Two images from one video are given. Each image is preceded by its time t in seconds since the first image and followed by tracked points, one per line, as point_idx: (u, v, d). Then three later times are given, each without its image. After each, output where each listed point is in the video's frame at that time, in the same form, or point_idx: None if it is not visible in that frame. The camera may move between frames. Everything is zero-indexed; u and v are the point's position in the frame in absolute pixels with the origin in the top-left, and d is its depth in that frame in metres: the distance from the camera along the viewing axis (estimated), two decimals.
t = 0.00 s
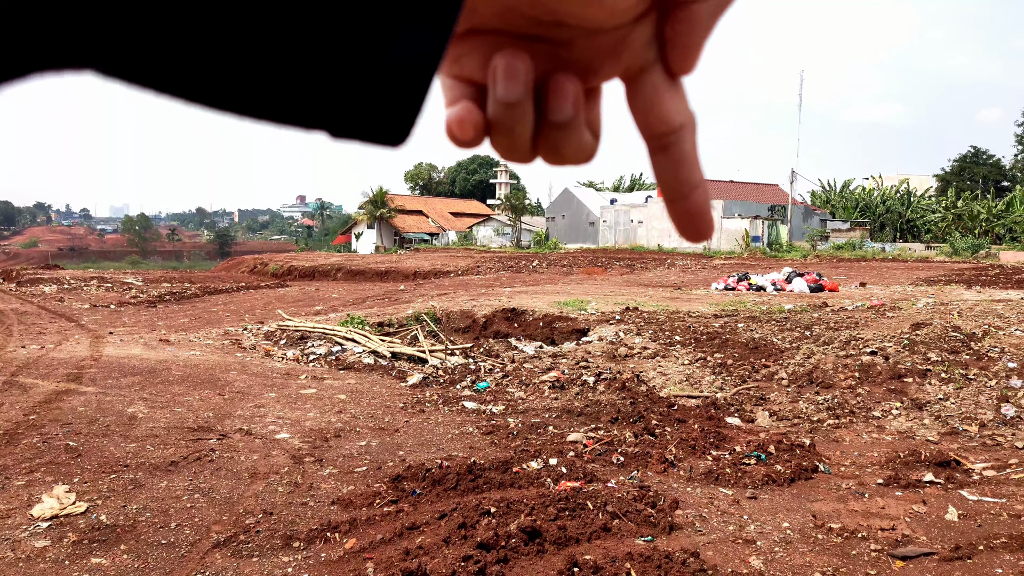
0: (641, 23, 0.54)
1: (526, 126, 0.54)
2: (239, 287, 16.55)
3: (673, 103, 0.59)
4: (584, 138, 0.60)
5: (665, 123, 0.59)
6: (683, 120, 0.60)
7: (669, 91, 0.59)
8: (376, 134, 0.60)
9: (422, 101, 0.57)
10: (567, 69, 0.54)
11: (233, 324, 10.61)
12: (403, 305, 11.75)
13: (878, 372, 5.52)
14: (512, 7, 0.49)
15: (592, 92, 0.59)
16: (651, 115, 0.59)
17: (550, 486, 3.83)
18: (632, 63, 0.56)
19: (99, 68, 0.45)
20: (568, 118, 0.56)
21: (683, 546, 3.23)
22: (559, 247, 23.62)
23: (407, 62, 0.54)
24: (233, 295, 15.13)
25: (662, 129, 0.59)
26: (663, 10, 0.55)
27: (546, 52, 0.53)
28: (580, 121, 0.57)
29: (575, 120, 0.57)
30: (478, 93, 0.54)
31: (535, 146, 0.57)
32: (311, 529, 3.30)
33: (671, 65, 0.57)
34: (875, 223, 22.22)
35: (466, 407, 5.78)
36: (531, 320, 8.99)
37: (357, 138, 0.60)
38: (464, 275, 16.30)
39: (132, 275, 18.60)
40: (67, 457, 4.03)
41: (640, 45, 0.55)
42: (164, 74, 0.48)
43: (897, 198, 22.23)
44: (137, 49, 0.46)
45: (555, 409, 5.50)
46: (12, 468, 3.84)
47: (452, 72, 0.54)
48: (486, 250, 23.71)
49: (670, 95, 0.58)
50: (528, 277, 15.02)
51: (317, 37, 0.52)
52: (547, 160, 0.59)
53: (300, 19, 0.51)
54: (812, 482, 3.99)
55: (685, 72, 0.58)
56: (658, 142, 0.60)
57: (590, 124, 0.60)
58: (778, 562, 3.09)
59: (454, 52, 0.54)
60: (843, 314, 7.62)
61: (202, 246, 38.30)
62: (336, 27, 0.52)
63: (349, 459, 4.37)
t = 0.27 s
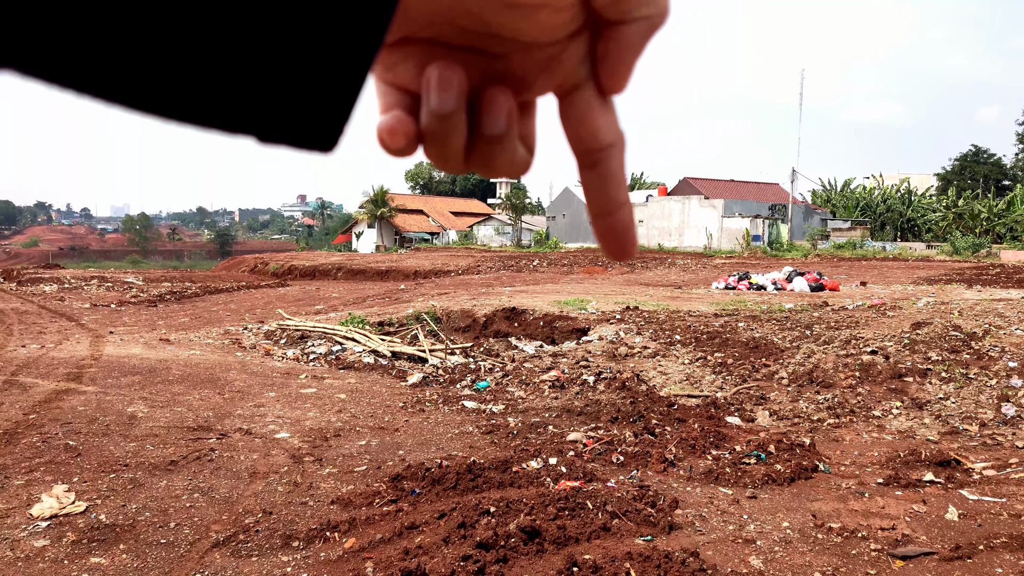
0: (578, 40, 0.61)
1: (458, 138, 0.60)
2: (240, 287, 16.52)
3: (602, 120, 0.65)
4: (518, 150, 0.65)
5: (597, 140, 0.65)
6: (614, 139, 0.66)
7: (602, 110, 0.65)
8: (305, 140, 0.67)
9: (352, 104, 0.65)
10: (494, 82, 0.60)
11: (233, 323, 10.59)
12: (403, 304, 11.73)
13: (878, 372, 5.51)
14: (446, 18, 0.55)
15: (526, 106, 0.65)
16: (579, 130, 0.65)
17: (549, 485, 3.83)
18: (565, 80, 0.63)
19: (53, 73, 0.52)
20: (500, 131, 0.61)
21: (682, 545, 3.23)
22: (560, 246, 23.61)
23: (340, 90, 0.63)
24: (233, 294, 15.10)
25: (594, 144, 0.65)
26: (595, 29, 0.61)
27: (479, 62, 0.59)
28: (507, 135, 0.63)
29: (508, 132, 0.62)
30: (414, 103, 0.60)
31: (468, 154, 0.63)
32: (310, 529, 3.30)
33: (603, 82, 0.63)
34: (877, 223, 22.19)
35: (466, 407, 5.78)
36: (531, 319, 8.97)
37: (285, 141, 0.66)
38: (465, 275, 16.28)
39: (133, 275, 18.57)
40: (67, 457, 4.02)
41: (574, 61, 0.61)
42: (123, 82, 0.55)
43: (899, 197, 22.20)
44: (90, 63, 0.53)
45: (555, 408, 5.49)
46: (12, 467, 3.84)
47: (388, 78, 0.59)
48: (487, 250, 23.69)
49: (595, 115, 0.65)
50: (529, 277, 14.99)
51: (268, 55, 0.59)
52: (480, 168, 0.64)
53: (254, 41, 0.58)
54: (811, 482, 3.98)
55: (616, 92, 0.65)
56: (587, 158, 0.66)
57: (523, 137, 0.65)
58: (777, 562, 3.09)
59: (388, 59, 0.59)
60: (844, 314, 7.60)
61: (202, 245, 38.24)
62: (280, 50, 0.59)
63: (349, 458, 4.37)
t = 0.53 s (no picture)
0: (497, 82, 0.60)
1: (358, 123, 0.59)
2: (232, 287, 16.43)
3: (497, 154, 0.66)
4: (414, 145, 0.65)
5: (479, 167, 0.66)
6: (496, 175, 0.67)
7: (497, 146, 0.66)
8: (277, 154, 0.59)
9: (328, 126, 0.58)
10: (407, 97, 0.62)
11: (224, 323, 10.52)
12: (395, 304, 11.70)
13: (868, 371, 5.54)
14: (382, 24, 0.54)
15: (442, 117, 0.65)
16: (477, 158, 0.65)
17: (541, 485, 3.82)
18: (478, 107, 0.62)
19: (24, 82, 0.48)
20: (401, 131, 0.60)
21: (674, 545, 3.23)
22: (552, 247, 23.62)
23: (326, 101, 0.56)
24: (225, 294, 15.01)
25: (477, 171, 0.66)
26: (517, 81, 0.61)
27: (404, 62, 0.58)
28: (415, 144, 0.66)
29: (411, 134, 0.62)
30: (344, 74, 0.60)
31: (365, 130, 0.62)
32: (301, 530, 3.27)
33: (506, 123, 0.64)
34: (867, 223, 22.36)
35: (458, 407, 5.76)
36: (524, 319, 8.97)
37: (254, 156, 0.59)
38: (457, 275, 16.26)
39: (123, 275, 18.42)
40: (56, 458, 3.98)
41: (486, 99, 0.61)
42: (106, 88, 0.51)
43: (889, 198, 22.38)
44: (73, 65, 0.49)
45: (547, 408, 5.48)
46: None
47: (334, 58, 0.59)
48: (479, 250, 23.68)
49: (498, 147, 0.66)
50: (521, 277, 15.00)
51: (264, 60, 0.54)
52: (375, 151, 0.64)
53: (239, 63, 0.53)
54: (803, 481, 4.00)
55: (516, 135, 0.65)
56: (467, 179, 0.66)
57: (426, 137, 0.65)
58: (769, 561, 3.10)
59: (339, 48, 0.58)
60: (835, 314, 7.65)
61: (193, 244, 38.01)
62: (274, 52, 0.54)
63: (341, 459, 4.34)
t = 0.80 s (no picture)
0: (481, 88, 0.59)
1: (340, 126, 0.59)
2: (237, 287, 16.50)
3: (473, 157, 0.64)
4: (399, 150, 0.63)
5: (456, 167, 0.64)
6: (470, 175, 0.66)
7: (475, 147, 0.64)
8: (276, 147, 0.56)
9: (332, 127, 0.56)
10: (390, 92, 0.59)
11: (229, 323, 10.56)
12: (399, 304, 11.72)
13: (874, 372, 5.53)
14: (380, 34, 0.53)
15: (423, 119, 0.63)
16: (452, 156, 0.63)
17: (545, 486, 3.82)
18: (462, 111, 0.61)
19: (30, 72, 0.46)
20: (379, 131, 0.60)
21: (678, 546, 3.22)
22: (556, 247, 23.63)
23: (321, 102, 0.55)
24: (229, 294, 15.06)
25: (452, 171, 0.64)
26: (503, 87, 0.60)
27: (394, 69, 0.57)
28: (392, 141, 0.61)
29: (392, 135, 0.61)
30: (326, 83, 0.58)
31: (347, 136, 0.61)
32: (305, 529, 3.28)
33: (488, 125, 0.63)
34: (872, 223, 22.29)
35: (462, 407, 5.77)
36: (528, 319, 8.97)
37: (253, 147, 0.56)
38: (462, 275, 16.28)
39: (128, 275, 18.51)
40: (62, 457, 4.00)
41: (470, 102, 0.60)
42: (107, 86, 0.48)
43: (894, 198, 22.30)
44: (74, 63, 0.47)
45: (551, 408, 5.48)
46: (6, 468, 3.81)
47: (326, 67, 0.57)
48: (483, 250, 23.69)
49: (471, 148, 0.64)
50: (525, 277, 15.01)
51: (266, 58, 0.53)
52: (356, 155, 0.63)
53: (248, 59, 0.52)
54: (808, 482, 3.99)
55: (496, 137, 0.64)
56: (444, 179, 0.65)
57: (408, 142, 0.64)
58: (773, 562, 3.09)
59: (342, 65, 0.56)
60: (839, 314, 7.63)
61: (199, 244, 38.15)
62: (281, 52, 0.53)
63: (345, 458, 4.35)
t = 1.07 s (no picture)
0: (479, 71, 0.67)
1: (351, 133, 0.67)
2: (239, 286, 16.51)
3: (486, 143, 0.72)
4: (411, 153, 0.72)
5: (475, 157, 0.72)
6: (490, 161, 0.73)
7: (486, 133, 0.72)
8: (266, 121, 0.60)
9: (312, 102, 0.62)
10: (390, 87, 0.66)
11: (232, 323, 10.56)
12: (402, 304, 11.71)
13: (877, 372, 5.52)
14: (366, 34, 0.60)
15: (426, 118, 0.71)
16: (468, 146, 0.71)
17: (548, 485, 3.82)
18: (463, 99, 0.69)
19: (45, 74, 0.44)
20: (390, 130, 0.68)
21: (681, 545, 3.23)
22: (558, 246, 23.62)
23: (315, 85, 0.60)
24: (232, 294, 15.07)
25: (470, 160, 0.72)
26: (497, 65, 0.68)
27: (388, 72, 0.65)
28: (397, 138, 0.69)
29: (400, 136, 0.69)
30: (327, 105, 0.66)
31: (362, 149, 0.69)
32: (308, 528, 3.29)
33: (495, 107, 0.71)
34: (876, 222, 22.22)
35: (464, 407, 5.77)
36: (530, 319, 8.96)
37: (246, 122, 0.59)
38: (464, 274, 16.27)
39: (131, 275, 18.54)
40: (65, 456, 4.01)
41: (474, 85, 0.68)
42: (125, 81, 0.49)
43: (898, 197, 22.23)
44: (90, 63, 0.46)
45: (554, 408, 5.48)
46: (10, 466, 3.82)
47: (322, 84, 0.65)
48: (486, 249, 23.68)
49: (484, 134, 0.72)
50: (527, 277, 14.99)
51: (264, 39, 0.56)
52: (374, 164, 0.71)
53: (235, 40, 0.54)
54: (811, 482, 3.99)
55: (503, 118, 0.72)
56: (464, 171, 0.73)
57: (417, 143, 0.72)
58: (776, 562, 3.09)
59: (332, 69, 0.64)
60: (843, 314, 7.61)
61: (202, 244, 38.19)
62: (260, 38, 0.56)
63: (348, 458, 4.36)
